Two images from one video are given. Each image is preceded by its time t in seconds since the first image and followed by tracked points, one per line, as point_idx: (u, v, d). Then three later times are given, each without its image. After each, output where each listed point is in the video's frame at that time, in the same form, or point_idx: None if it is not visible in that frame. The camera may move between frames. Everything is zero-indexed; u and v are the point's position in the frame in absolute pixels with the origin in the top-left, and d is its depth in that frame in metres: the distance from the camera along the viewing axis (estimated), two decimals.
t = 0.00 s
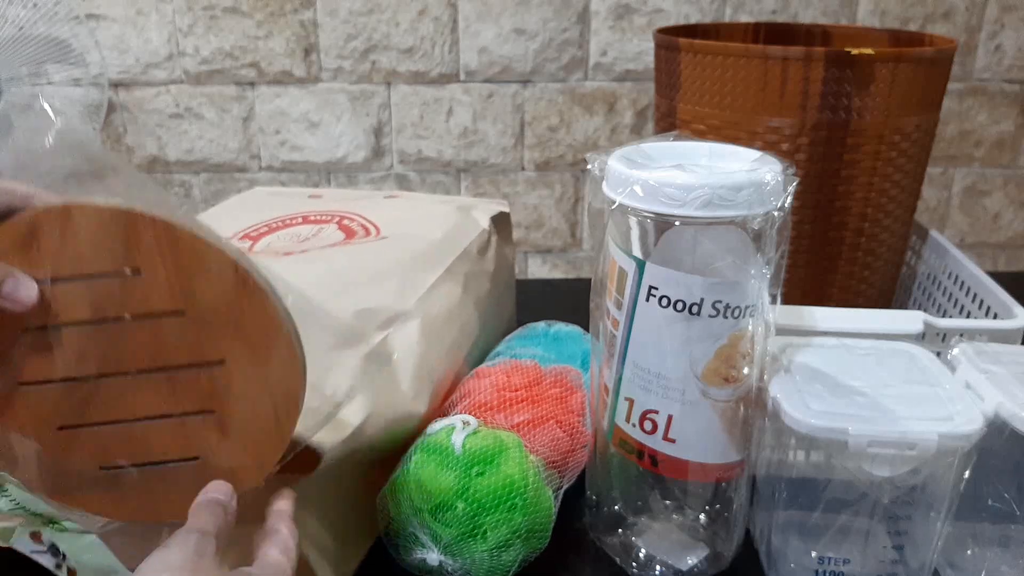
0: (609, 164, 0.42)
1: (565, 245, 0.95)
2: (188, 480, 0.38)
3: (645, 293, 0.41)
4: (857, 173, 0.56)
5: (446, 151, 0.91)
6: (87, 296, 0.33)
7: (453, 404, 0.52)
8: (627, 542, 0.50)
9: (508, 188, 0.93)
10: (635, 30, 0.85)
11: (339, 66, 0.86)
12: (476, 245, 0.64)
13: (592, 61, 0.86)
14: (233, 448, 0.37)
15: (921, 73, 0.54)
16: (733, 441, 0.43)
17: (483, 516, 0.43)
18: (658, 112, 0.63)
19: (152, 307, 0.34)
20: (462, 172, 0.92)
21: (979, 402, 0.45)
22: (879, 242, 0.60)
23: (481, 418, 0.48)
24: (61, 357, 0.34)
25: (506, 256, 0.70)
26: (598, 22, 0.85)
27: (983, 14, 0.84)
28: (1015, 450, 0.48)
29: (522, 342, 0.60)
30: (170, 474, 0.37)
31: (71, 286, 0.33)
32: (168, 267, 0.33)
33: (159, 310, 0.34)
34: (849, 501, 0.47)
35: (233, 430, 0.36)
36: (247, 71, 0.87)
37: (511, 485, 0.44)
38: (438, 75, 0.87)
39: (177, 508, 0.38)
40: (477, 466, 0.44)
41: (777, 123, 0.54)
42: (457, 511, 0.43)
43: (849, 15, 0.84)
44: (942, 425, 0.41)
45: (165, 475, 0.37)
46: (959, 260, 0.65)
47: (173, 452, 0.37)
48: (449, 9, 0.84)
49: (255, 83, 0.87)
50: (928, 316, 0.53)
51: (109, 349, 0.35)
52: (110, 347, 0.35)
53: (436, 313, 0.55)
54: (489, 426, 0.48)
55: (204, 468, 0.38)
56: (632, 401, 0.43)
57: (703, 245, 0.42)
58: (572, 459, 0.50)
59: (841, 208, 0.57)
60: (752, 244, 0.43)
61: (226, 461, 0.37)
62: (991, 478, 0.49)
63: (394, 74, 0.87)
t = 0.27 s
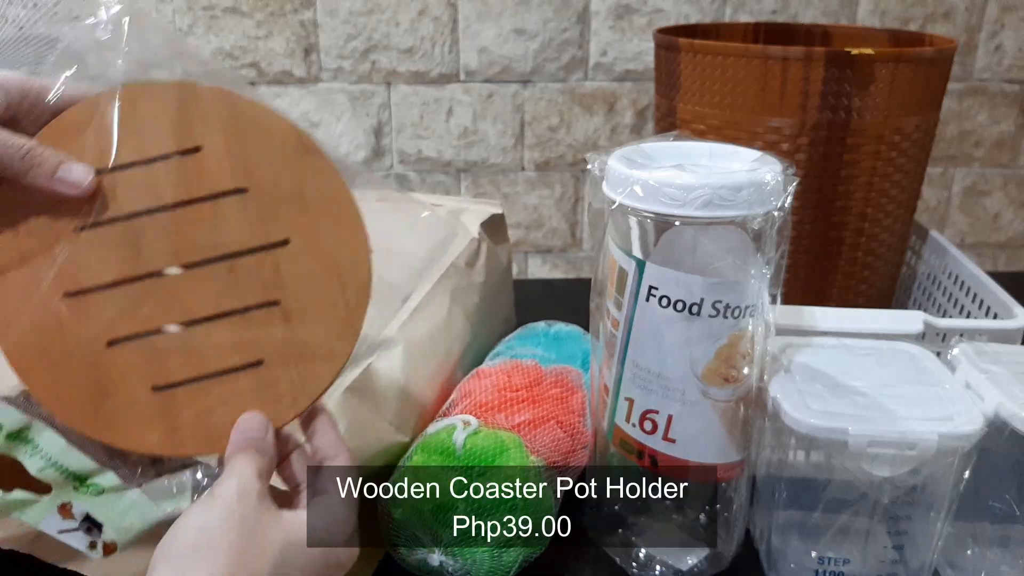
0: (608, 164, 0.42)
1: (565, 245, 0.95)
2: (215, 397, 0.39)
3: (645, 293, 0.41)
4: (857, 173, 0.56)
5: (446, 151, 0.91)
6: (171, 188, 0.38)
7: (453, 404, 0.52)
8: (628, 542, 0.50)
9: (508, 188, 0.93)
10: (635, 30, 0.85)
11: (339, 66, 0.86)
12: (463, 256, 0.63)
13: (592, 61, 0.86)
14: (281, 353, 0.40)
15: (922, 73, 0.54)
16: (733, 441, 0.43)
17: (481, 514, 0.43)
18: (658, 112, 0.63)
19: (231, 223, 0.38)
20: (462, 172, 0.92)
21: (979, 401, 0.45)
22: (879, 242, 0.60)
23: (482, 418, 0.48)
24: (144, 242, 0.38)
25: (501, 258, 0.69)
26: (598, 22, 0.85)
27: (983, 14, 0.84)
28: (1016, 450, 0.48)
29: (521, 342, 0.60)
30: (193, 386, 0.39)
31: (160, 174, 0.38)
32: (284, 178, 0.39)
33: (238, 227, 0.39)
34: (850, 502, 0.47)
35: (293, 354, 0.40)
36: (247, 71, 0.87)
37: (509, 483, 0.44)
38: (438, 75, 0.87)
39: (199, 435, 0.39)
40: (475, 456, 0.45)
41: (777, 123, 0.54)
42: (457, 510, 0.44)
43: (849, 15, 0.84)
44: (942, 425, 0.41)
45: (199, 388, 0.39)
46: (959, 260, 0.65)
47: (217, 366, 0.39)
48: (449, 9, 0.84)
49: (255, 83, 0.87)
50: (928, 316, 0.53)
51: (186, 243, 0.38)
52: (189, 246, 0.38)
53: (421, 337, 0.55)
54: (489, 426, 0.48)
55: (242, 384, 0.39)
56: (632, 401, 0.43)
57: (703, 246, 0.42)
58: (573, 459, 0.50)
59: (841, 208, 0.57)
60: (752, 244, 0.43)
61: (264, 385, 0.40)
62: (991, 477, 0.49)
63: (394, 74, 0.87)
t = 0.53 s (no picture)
0: (608, 164, 0.42)
1: (565, 245, 0.95)
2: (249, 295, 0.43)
3: (645, 293, 0.41)
4: (857, 173, 0.56)
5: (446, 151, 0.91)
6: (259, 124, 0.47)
7: (453, 405, 0.52)
8: (628, 543, 0.50)
9: (509, 188, 0.93)
10: (635, 30, 0.85)
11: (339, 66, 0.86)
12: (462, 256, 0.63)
13: (592, 61, 0.86)
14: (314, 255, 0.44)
15: (922, 73, 0.54)
16: (733, 441, 0.43)
17: (480, 514, 0.43)
18: (658, 112, 0.63)
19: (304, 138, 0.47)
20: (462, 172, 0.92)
21: (979, 402, 0.45)
22: (879, 242, 0.60)
23: (481, 419, 0.48)
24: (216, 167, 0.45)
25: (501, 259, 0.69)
26: (598, 22, 0.85)
27: (983, 14, 0.84)
28: (1016, 450, 0.47)
29: (521, 343, 0.60)
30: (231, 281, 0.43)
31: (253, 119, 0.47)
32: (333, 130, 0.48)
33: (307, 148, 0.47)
34: (849, 501, 0.47)
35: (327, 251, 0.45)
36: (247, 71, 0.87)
37: (509, 483, 0.44)
38: (438, 75, 0.87)
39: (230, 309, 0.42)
40: (483, 449, 0.45)
41: (777, 123, 0.54)
42: (456, 510, 0.44)
43: (849, 15, 0.84)
44: (942, 424, 0.41)
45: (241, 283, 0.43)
46: (959, 260, 0.65)
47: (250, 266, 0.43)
48: (449, 9, 0.84)
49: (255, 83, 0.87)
50: (928, 316, 0.53)
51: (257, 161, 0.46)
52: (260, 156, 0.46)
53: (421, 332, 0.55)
54: (488, 426, 0.48)
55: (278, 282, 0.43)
56: (632, 402, 0.43)
57: (703, 246, 0.42)
58: (573, 459, 0.50)
59: (842, 208, 0.57)
60: (752, 244, 0.43)
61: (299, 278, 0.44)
62: (991, 478, 0.49)
63: (394, 74, 0.87)
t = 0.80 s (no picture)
0: (608, 164, 0.42)
1: (565, 245, 0.95)
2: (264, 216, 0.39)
3: (645, 293, 0.41)
4: (857, 173, 0.56)
5: (446, 151, 0.91)
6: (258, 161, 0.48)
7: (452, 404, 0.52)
8: (628, 543, 0.50)
9: (508, 188, 0.93)
10: (634, 30, 0.85)
11: (339, 66, 0.86)
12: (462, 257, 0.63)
13: (592, 61, 0.86)
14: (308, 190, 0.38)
15: (922, 73, 0.54)
16: (733, 442, 0.43)
17: (481, 514, 0.43)
18: (658, 112, 0.63)
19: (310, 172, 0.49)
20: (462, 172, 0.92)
21: (980, 402, 0.45)
22: (879, 242, 0.60)
23: (481, 419, 0.48)
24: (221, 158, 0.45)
25: (501, 259, 0.69)
26: (598, 22, 0.85)
27: (984, 14, 0.84)
28: (1016, 450, 0.47)
29: (521, 342, 0.59)
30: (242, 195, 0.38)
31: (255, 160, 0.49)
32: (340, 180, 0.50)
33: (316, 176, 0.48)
34: (850, 502, 0.47)
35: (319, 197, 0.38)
36: (246, 71, 0.87)
37: (510, 483, 0.44)
38: (438, 75, 0.87)
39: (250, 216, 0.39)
40: (484, 450, 0.45)
41: (777, 123, 0.54)
42: (457, 510, 0.43)
43: (849, 15, 0.84)
44: (942, 424, 0.41)
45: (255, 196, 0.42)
46: (959, 261, 0.65)
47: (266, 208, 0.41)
48: (450, 9, 0.84)
49: (254, 83, 0.87)
50: (928, 316, 0.53)
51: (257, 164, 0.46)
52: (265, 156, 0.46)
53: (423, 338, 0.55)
54: (488, 427, 0.48)
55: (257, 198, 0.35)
56: (632, 402, 0.43)
57: (703, 245, 0.42)
58: (573, 459, 0.50)
59: (842, 208, 0.57)
60: (752, 244, 0.43)
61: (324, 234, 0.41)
62: (991, 478, 0.49)
63: (394, 74, 0.87)
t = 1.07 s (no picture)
0: (608, 163, 0.42)
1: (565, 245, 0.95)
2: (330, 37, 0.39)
3: (645, 293, 0.41)
4: (857, 173, 0.56)
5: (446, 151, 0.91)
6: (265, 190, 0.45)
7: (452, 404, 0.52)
8: (628, 543, 0.50)
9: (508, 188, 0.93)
10: (634, 30, 0.85)
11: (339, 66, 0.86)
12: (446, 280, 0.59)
13: (592, 61, 0.86)
14: (383, 84, 0.39)
15: (922, 73, 0.54)
16: (733, 442, 0.43)
17: (481, 514, 0.43)
18: (658, 113, 0.63)
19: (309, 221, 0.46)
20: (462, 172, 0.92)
21: (980, 401, 0.45)
22: (879, 242, 0.60)
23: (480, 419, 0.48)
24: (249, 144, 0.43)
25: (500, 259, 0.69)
26: (598, 22, 0.85)
27: (984, 14, 0.84)
28: (1016, 450, 0.47)
29: (521, 343, 0.59)
30: (317, 67, 0.40)
31: (257, 198, 0.45)
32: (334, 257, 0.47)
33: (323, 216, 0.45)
34: (850, 502, 0.47)
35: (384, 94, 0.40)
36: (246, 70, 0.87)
37: (509, 484, 0.44)
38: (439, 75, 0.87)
39: (313, 32, 0.39)
40: (485, 448, 0.45)
41: (777, 124, 0.54)
42: (457, 510, 0.44)
43: (849, 15, 0.84)
44: (942, 425, 0.41)
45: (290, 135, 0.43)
46: (959, 261, 0.65)
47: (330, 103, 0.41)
48: (450, 9, 0.84)
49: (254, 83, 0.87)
50: (928, 316, 0.53)
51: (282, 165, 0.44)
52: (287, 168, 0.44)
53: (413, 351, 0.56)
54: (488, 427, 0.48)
55: (345, 61, 0.39)
56: (632, 402, 0.43)
57: (703, 245, 0.42)
58: (573, 459, 0.50)
59: (842, 208, 0.57)
60: (752, 244, 0.43)
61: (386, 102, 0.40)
62: (990, 478, 0.49)
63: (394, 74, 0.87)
